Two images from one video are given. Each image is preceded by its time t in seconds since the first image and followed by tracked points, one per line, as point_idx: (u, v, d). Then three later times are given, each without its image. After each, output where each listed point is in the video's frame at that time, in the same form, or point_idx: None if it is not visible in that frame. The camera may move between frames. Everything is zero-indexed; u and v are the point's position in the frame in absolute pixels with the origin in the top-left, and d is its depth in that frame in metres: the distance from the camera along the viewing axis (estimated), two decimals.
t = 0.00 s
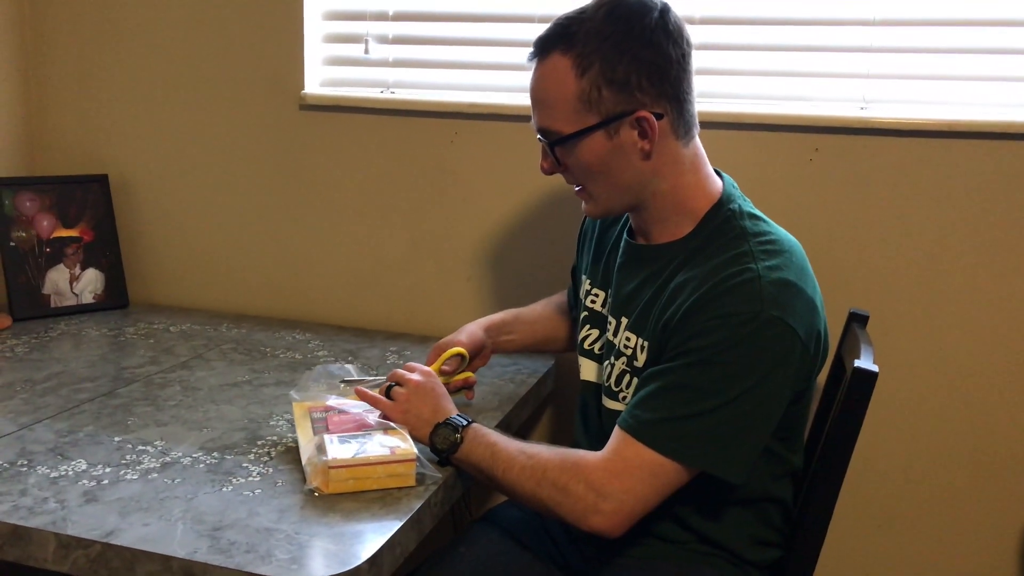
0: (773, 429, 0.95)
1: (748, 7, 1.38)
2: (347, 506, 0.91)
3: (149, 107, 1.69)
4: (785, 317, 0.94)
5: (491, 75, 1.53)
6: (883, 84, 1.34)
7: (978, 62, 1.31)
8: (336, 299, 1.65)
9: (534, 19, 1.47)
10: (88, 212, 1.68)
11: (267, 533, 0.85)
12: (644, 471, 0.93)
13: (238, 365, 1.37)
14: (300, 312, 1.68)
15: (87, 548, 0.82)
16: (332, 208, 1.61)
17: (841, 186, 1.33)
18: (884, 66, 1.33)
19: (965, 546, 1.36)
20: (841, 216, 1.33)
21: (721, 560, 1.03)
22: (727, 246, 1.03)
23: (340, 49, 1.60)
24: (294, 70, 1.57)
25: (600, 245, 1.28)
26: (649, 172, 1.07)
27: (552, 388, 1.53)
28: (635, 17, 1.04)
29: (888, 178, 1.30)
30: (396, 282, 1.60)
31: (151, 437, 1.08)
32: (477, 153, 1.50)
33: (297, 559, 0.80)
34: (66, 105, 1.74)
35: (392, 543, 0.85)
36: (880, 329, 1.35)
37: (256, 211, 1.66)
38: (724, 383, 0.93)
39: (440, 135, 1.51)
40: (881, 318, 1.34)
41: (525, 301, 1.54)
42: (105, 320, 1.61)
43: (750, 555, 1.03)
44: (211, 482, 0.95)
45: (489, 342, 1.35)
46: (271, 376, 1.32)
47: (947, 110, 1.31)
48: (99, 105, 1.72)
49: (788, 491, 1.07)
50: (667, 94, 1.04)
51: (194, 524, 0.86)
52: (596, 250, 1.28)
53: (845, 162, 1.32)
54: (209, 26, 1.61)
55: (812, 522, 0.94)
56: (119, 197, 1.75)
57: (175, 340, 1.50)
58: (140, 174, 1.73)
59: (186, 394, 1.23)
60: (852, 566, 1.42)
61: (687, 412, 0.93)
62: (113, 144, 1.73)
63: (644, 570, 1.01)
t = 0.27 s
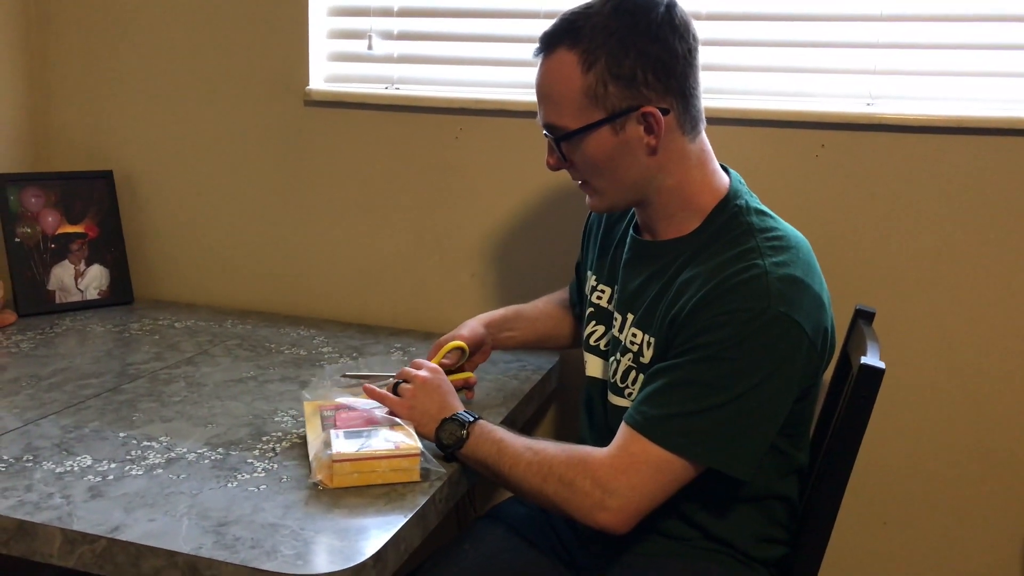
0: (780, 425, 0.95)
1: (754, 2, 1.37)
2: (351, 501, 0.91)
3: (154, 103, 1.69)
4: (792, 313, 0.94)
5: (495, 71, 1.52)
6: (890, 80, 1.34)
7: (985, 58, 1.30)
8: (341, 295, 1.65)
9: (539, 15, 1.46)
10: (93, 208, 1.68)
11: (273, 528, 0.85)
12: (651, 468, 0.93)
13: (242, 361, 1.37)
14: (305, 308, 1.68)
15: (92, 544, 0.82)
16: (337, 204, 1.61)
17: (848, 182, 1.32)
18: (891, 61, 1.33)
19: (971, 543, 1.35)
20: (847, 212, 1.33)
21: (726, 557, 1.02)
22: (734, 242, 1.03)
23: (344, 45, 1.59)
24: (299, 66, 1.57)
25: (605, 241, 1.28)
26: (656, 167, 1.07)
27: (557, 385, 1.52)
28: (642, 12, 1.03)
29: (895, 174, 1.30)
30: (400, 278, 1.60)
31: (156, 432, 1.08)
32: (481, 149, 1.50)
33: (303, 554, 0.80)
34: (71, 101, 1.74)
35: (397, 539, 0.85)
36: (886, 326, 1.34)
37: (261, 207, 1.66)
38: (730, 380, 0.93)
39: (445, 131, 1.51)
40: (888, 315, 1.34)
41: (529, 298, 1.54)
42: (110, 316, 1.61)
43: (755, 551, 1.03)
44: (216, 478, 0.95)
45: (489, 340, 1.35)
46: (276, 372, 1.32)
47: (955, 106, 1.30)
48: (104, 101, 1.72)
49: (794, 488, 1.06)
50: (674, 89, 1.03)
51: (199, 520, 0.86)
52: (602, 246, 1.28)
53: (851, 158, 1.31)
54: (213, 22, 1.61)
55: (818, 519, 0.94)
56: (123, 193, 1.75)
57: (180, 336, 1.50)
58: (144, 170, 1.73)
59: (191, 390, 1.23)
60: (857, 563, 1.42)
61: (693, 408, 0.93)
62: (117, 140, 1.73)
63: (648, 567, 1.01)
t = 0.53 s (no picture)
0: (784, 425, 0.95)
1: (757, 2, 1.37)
2: (354, 501, 0.91)
3: (156, 102, 1.69)
4: (797, 313, 0.94)
5: (497, 71, 1.52)
6: (892, 79, 1.33)
7: (987, 57, 1.30)
8: (343, 295, 1.65)
9: (542, 14, 1.46)
10: (95, 208, 1.68)
11: (276, 528, 0.85)
12: (655, 467, 0.93)
13: (245, 360, 1.37)
14: (307, 308, 1.68)
15: (95, 544, 0.82)
16: (339, 204, 1.61)
17: (850, 182, 1.32)
18: (893, 60, 1.33)
19: (974, 544, 1.35)
20: (849, 212, 1.33)
21: (729, 557, 1.03)
22: (738, 242, 1.03)
23: (346, 45, 1.59)
24: (301, 66, 1.57)
25: (608, 240, 1.28)
26: (659, 166, 1.07)
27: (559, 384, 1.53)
28: (645, 11, 1.03)
29: (898, 174, 1.30)
30: (402, 278, 1.60)
31: (159, 432, 1.08)
32: (483, 148, 1.50)
33: (305, 554, 0.80)
34: (73, 101, 1.74)
35: (400, 539, 0.85)
36: (888, 326, 1.34)
37: (263, 207, 1.66)
38: (735, 380, 0.93)
39: (447, 131, 1.51)
40: (891, 314, 1.34)
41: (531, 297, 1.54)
42: (113, 316, 1.61)
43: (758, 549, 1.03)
44: (219, 477, 0.96)
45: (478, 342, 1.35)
46: (278, 372, 1.33)
47: (958, 105, 1.30)
48: (106, 101, 1.72)
49: (797, 488, 1.06)
50: (677, 88, 1.03)
51: (202, 519, 0.86)
52: (605, 246, 1.28)
53: (854, 158, 1.31)
54: (215, 22, 1.61)
55: (820, 519, 0.94)
56: (126, 193, 1.75)
57: (182, 336, 1.50)
58: (147, 169, 1.73)
59: (193, 390, 1.23)
60: (860, 563, 1.42)
61: (698, 408, 0.93)
62: (120, 140, 1.73)
63: (651, 567, 1.01)
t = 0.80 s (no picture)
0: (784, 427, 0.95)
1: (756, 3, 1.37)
2: (353, 504, 0.91)
3: (155, 104, 1.69)
4: (796, 314, 0.94)
5: (496, 72, 1.52)
6: (892, 80, 1.33)
7: (987, 58, 1.30)
8: (342, 296, 1.65)
9: (541, 16, 1.46)
10: (94, 210, 1.68)
11: (274, 531, 0.85)
12: (655, 469, 0.93)
13: (244, 363, 1.37)
14: (306, 309, 1.68)
15: (93, 547, 0.82)
16: (338, 206, 1.61)
17: (849, 183, 1.32)
18: (893, 61, 1.32)
19: (974, 545, 1.35)
20: (849, 213, 1.33)
21: (729, 559, 1.02)
22: (737, 243, 1.03)
23: (345, 46, 1.59)
24: (300, 67, 1.57)
25: (608, 241, 1.28)
26: (657, 167, 1.06)
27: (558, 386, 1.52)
28: (644, 11, 1.03)
29: (897, 175, 1.29)
30: (401, 279, 1.60)
31: (158, 435, 1.08)
32: (482, 149, 1.49)
33: (304, 558, 0.80)
34: (72, 102, 1.74)
35: (399, 542, 0.85)
36: (888, 327, 1.34)
37: (262, 208, 1.66)
38: (735, 381, 0.92)
39: (446, 132, 1.51)
40: (890, 315, 1.33)
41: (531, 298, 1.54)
42: (112, 318, 1.61)
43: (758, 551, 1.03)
44: (218, 480, 0.95)
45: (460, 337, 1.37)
46: (277, 374, 1.32)
47: (957, 106, 1.30)
48: (105, 102, 1.72)
49: (797, 490, 1.06)
50: (675, 88, 1.03)
51: (201, 523, 0.86)
52: (604, 247, 1.28)
53: (853, 159, 1.31)
54: (214, 23, 1.61)
55: (820, 521, 0.94)
56: (125, 194, 1.75)
57: (181, 338, 1.50)
58: (146, 171, 1.73)
59: (192, 392, 1.23)
60: (860, 564, 1.42)
61: (698, 410, 0.92)
62: (119, 141, 1.73)
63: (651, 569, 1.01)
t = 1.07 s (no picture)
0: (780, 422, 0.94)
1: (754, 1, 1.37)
2: (352, 503, 0.91)
3: (154, 103, 1.69)
4: (791, 308, 0.93)
5: (495, 71, 1.52)
6: (891, 78, 1.33)
7: (986, 56, 1.30)
8: (341, 295, 1.65)
9: (540, 15, 1.46)
10: (93, 209, 1.68)
11: (273, 531, 0.85)
12: (655, 466, 0.92)
13: (242, 362, 1.37)
14: (305, 309, 1.68)
15: (92, 547, 0.82)
16: (337, 205, 1.61)
17: (849, 182, 1.32)
18: (892, 60, 1.32)
19: (974, 544, 1.35)
20: (848, 212, 1.33)
21: (728, 558, 1.02)
22: (731, 238, 1.02)
23: (344, 45, 1.59)
24: (299, 67, 1.57)
25: (603, 240, 1.27)
26: (650, 163, 1.06)
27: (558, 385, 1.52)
28: (635, 8, 1.03)
29: (896, 173, 1.29)
30: (401, 278, 1.60)
31: (157, 434, 1.07)
32: (482, 148, 1.49)
33: (303, 557, 0.80)
34: (70, 101, 1.74)
35: (398, 541, 0.85)
36: (887, 326, 1.34)
37: (261, 207, 1.66)
38: (729, 376, 0.92)
39: (445, 131, 1.51)
40: (889, 314, 1.33)
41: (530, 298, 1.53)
42: (110, 318, 1.61)
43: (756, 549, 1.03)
44: (217, 480, 0.95)
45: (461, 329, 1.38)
46: (276, 373, 1.32)
47: (956, 105, 1.30)
48: (103, 102, 1.72)
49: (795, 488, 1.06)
50: (667, 84, 1.03)
51: (199, 522, 0.86)
52: (599, 245, 1.28)
53: (852, 157, 1.31)
54: (212, 22, 1.61)
55: (820, 520, 0.94)
56: (123, 194, 1.75)
57: (180, 337, 1.50)
58: (144, 170, 1.72)
59: (191, 392, 1.23)
60: (860, 563, 1.42)
61: (693, 405, 0.92)
62: (117, 141, 1.73)
63: (650, 567, 1.01)
